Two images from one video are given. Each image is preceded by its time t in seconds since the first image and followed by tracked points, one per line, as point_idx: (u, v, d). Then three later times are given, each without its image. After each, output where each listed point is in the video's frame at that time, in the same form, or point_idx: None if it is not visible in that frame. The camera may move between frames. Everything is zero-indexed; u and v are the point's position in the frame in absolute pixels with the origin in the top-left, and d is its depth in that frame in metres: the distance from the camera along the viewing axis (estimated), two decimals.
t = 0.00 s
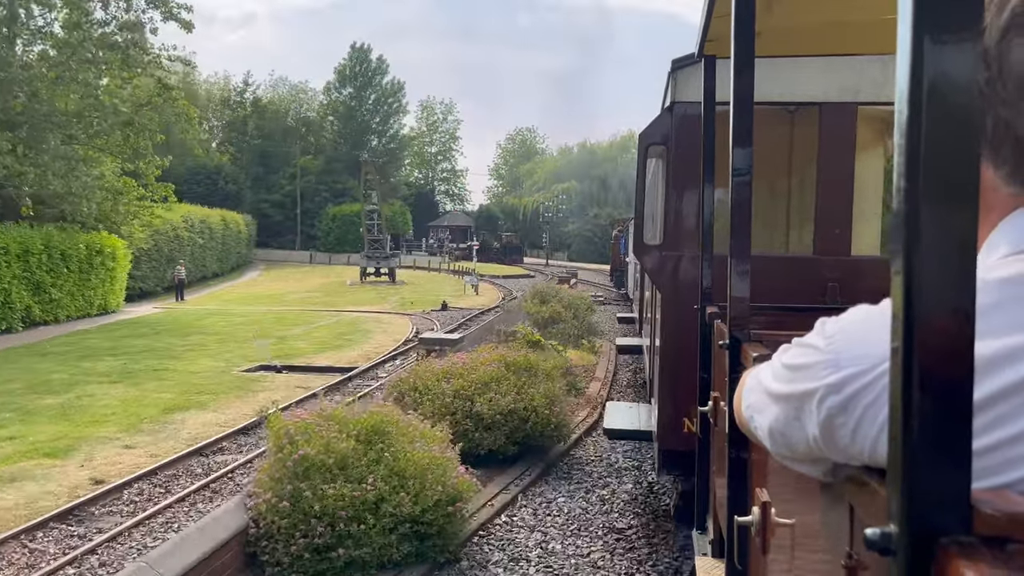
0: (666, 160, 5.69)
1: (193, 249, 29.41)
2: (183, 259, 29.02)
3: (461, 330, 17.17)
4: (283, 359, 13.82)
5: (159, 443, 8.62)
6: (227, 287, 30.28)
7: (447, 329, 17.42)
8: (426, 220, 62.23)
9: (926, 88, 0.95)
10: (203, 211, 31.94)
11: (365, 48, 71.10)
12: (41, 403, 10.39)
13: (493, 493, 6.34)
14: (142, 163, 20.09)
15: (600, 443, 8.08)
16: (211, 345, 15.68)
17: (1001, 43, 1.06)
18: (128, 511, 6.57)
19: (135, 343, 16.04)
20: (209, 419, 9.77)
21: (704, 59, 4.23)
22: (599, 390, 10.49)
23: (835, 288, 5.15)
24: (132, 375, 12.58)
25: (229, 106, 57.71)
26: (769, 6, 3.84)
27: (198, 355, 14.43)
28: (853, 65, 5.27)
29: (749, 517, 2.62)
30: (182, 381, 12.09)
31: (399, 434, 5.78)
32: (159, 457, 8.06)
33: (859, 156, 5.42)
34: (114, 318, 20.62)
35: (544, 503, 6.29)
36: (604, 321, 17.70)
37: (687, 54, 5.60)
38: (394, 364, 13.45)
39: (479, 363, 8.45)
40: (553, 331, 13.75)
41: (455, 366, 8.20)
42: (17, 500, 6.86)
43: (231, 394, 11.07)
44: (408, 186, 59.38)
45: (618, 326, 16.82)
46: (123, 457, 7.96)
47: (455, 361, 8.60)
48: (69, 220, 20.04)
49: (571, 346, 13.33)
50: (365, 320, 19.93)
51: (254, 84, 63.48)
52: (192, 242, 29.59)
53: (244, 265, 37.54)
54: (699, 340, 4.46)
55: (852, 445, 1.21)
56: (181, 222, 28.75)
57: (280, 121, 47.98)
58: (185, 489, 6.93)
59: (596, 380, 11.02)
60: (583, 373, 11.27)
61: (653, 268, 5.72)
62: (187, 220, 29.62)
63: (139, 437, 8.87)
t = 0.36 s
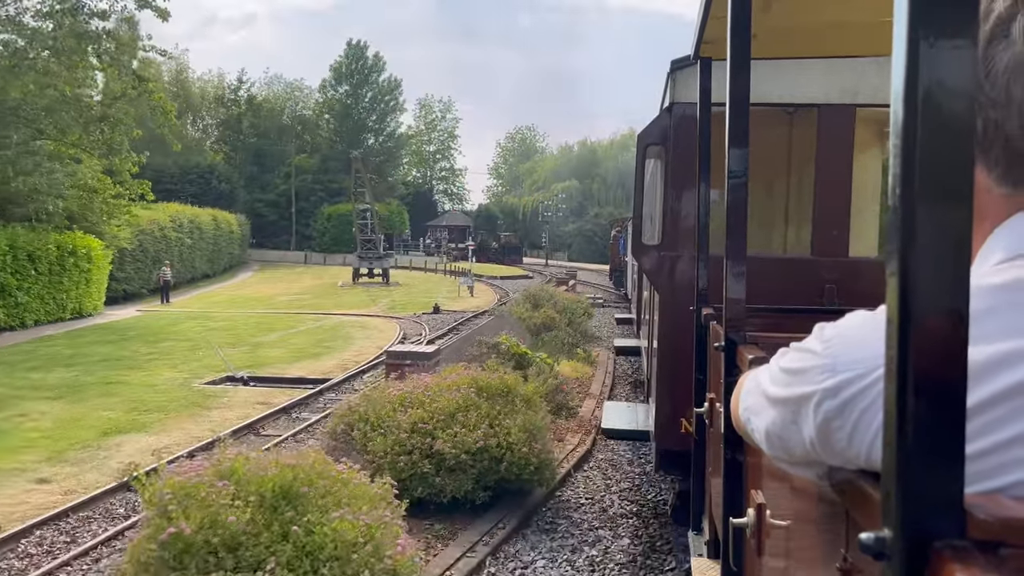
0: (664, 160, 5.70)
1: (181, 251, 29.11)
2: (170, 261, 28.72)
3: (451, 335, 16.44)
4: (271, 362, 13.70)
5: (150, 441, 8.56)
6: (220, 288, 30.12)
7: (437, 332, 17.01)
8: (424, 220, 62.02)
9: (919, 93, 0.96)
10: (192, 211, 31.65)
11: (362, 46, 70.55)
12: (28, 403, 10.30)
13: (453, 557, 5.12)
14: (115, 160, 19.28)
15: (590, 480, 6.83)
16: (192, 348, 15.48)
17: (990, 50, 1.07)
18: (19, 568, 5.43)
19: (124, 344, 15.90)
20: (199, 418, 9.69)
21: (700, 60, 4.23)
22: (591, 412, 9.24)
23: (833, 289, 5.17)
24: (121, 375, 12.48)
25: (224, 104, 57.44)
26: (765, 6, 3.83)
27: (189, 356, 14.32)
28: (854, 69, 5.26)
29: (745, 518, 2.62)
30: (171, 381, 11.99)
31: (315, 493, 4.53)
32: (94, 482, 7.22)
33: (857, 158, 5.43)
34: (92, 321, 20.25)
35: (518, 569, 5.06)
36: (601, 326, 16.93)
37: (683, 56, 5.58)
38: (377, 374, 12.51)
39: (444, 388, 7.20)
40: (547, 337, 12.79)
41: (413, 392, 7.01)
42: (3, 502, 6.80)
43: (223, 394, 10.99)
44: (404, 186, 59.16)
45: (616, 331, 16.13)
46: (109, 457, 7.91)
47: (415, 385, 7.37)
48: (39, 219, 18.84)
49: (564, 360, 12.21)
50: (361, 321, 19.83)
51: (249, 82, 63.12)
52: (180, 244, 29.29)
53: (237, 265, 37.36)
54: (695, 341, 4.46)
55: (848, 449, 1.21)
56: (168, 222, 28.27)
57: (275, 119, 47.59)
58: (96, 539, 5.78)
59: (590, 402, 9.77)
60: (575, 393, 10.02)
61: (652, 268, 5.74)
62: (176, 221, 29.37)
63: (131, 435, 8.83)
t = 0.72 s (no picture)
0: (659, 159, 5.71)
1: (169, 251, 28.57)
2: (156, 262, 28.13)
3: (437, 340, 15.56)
4: (242, 364, 13.26)
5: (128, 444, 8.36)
6: (210, 288, 29.87)
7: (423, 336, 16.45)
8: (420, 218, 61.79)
9: (895, 95, 0.95)
10: (179, 210, 31.11)
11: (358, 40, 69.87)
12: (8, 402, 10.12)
13: None
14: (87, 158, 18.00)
15: (576, 538, 5.46)
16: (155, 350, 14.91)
17: (974, 45, 1.06)
18: None
19: (109, 344, 15.68)
20: (185, 419, 9.56)
21: (694, 59, 4.23)
22: (579, 444, 7.69)
23: (828, 288, 5.19)
24: (106, 376, 12.30)
25: (216, 101, 56.95)
26: (758, 7, 3.83)
27: (175, 356, 14.15)
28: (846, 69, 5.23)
29: (734, 517, 2.62)
30: (158, 381, 11.83)
31: None
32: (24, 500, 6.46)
33: (850, 156, 5.38)
34: (81, 322, 20.01)
35: None
36: (595, 333, 16.09)
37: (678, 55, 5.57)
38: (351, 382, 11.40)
39: (384, 427, 5.78)
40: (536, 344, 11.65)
41: (345, 433, 5.65)
42: None
43: (209, 395, 10.85)
44: (400, 184, 58.93)
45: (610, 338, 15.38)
46: (89, 460, 7.76)
47: (350, 420, 6.05)
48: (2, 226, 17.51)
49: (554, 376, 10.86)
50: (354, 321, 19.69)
51: (242, 77, 62.60)
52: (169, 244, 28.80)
53: (230, 264, 37.08)
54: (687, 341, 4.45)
55: (831, 447, 1.20)
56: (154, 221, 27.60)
57: (269, 116, 47.13)
58: None
59: (577, 430, 8.21)
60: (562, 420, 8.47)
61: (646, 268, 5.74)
62: (162, 219, 28.83)
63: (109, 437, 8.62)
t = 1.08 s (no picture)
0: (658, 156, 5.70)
1: (156, 253, 28.07)
2: (141, 265, 27.62)
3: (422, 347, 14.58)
4: (205, 374, 12.30)
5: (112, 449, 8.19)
6: (201, 289, 29.57)
7: (410, 341, 15.87)
8: (415, 218, 61.57)
9: (900, 90, 0.94)
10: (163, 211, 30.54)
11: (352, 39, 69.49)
12: None
13: None
14: (55, 152, 17.28)
15: None
16: (113, 358, 13.98)
17: (977, 37, 1.06)
18: None
19: (93, 349, 15.38)
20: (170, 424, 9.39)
21: (694, 57, 4.22)
22: (566, 488, 6.32)
23: (825, 285, 5.28)
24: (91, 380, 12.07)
25: (207, 100, 56.44)
26: (758, 5, 3.83)
27: (162, 359, 13.94)
28: (846, 65, 5.24)
29: (736, 515, 2.62)
30: (146, 385, 11.64)
31: None
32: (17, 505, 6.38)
33: (849, 154, 5.39)
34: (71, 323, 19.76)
35: None
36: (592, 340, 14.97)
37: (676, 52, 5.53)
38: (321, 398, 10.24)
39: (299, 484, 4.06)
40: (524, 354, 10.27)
41: (232, 502, 3.85)
42: None
43: (196, 398, 10.68)
44: (395, 184, 58.69)
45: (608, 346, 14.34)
46: (76, 465, 7.61)
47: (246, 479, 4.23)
48: None
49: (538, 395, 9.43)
50: (348, 321, 19.53)
51: (233, 75, 62.03)
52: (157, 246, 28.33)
53: (223, 265, 36.77)
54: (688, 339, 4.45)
55: (835, 440, 1.20)
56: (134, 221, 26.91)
57: (264, 116, 46.89)
58: None
59: (565, 470, 6.79)
60: (544, 454, 7.03)
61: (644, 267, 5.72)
62: (145, 220, 28.22)
63: (96, 442, 8.45)
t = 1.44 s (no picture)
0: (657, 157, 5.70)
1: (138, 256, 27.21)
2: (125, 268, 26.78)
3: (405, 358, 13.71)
4: (161, 391, 11.35)
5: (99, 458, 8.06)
6: (194, 292, 29.35)
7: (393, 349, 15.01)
8: (412, 218, 61.44)
9: (905, 93, 0.94)
10: (149, 212, 29.73)
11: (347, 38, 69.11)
12: None
13: None
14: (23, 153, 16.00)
15: None
16: (66, 374, 13.04)
17: (981, 42, 1.06)
18: None
19: (79, 354, 15.18)
20: (158, 427, 9.28)
21: (694, 57, 4.22)
22: (550, 551, 5.17)
23: (823, 285, 5.27)
24: (78, 386, 11.91)
25: (201, 100, 56.08)
26: (757, 6, 3.83)
27: (150, 364, 13.78)
28: (841, 66, 5.26)
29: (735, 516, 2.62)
30: (134, 390, 11.49)
31: None
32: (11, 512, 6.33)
33: (847, 154, 5.40)
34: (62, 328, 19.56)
35: None
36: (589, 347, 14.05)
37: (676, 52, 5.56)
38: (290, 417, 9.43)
39: None
40: (509, 372, 9.27)
41: None
42: None
43: (185, 403, 10.55)
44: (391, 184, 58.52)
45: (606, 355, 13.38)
46: (71, 471, 7.56)
47: None
48: None
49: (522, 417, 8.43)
50: (340, 323, 19.39)
51: (227, 74, 61.56)
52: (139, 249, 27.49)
53: (216, 267, 36.48)
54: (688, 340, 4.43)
55: (837, 443, 1.19)
56: (114, 223, 26.18)
57: (259, 116, 46.65)
58: None
59: (548, 521, 5.66)
60: (524, 502, 5.90)
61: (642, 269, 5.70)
62: (129, 221, 27.45)
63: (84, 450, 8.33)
